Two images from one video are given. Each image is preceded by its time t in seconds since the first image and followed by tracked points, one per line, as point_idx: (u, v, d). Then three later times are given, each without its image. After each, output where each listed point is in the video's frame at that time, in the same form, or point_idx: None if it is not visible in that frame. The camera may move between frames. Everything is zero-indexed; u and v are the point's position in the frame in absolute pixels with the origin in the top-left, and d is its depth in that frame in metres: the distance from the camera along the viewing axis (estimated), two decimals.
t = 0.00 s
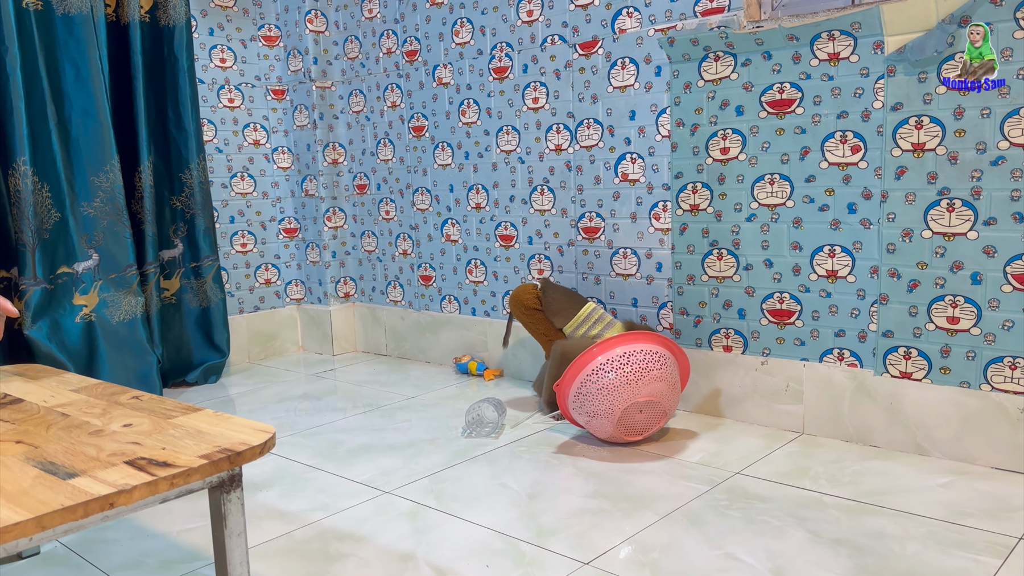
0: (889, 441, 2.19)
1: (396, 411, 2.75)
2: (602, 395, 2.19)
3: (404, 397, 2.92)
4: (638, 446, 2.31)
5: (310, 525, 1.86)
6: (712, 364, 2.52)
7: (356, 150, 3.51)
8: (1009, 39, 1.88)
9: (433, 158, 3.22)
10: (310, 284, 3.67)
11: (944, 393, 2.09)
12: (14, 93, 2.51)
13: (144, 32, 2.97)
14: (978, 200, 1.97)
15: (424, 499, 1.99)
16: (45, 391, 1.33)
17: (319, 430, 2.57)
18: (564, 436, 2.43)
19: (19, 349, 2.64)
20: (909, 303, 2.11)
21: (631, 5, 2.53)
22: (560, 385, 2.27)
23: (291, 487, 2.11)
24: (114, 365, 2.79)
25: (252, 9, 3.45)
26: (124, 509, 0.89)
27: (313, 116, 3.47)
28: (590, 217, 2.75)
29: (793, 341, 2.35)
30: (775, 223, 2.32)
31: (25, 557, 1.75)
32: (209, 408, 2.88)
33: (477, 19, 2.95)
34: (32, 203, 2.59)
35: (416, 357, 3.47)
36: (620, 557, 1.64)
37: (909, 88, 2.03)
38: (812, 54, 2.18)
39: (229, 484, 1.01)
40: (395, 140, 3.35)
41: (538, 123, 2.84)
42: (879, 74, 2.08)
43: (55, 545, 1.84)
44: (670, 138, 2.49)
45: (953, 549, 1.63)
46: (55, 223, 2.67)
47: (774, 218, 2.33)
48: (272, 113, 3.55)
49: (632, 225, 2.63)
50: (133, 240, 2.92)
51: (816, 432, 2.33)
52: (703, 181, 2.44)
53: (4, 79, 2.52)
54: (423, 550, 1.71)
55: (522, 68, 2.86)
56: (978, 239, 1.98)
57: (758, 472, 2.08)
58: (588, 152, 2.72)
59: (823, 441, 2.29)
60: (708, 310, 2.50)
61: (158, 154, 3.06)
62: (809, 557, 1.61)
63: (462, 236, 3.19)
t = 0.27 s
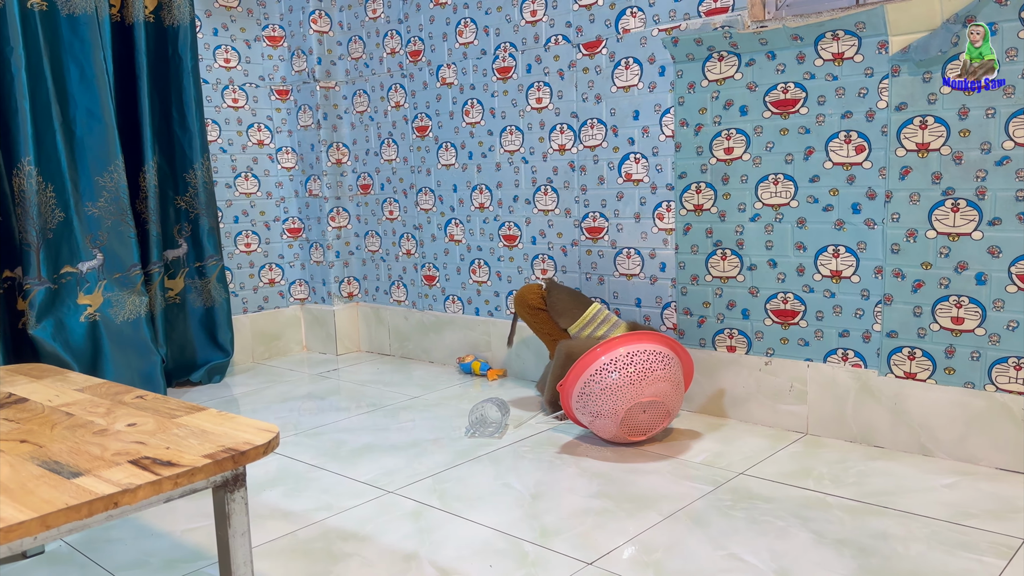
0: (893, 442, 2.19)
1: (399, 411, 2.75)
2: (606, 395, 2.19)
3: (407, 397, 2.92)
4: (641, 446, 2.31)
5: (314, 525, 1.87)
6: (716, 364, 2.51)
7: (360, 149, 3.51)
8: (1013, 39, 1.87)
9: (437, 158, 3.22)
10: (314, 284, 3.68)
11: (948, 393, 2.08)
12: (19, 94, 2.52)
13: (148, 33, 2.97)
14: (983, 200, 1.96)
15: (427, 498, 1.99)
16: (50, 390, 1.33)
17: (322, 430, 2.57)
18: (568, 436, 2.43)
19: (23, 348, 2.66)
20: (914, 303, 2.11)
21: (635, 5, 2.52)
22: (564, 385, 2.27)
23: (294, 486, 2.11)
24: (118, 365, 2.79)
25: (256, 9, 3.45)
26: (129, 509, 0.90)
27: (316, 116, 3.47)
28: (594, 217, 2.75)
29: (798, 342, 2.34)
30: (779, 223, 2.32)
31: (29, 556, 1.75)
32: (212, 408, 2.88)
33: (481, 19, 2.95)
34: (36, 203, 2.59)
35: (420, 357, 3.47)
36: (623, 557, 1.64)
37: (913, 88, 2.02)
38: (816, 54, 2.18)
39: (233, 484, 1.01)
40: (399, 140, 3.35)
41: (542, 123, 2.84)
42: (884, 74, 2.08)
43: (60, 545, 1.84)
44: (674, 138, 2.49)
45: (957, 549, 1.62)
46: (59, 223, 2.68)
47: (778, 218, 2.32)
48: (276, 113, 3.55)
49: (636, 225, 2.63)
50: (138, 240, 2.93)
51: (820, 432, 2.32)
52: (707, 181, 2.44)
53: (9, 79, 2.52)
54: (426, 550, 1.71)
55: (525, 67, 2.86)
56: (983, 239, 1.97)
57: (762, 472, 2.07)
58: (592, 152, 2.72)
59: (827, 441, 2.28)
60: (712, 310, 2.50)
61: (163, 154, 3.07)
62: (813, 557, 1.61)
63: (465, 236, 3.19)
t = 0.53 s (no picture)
0: (898, 442, 2.19)
1: (403, 410, 2.75)
2: (610, 395, 2.19)
3: (411, 396, 2.92)
4: (645, 445, 2.31)
5: (318, 524, 1.87)
6: (720, 364, 2.51)
7: (364, 150, 3.51)
8: (1018, 39, 1.87)
9: (441, 158, 3.22)
10: (318, 283, 3.68)
11: (953, 394, 2.08)
12: (24, 94, 2.52)
13: (153, 33, 2.98)
14: (988, 200, 1.96)
15: (431, 498, 1.99)
16: (55, 389, 1.34)
17: (326, 429, 2.57)
18: (571, 436, 2.43)
19: (29, 347, 2.67)
20: (918, 303, 2.10)
21: (639, 5, 2.52)
22: (567, 384, 2.27)
23: (298, 486, 2.11)
24: (123, 364, 2.80)
25: (260, 9, 3.46)
26: (133, 507, 0.90)
27: (321, 116, 3.47)
28: (598, 217, 2.75)
29: (802, 342, 2.34)
30: (784, 223, 2.32)
31: (35, 554, 1.76)
32: (217, 407, 2.89)
33: (485, 19, 2.95)
34: (41, 202, 2.60)
35: (424, 357, 3.48)
36: (627, 557, 1.64)
37: (918, 88, 2.02)
38: (821, 54, 2.17)
39: (237, 483, 1.02)
40: (403, 140, 3.35)
41: (545, 123, 2.84)
42: (888, 73, 2.08)
43: (65, 543, 1.85)
44: (678, 138, 2.49)
45: (962, 550, 1.62)
46: (63, 223, 2.69)
47: (782, 218, 2.32)
48: (281, 113, 3.56)
49: (640, 225, 2.63)
50: (142, 240, 2.93)
51: (825, 432, 2.32)
52: (711, 181, 2.44)
53: (14, 79, 2.53)
54: (430, 549, 1.71)
55: (529, 67, 2.86)
56: (988, 239, 1.97)
57: (766, 472, 2.07)
58: (596, 152, 2.72)
59: (831, 442, 2.28)
60: (716, 310, 2.50)
61: (167, 154, 3.07)
62: (817, 557, 1.61)
63: (469, 236, 3.19)
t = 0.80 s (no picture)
0: (902, 442, 2.18)
1: (407, 410, 2.75)
2: (613, 395, 2.19)
3: (415, 396, 2.92)
4: (649, 446, 2.30)
5: (322, 523, 1.87)
6: (724, 364, 2.51)
7: (368, 149, 3.52)
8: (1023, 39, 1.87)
9: (445, 158, 3.23)
10: (322, 283, 3.69)
11: (957, 394, 2.07)
12: (29, 94, 2.53)
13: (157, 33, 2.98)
14: (993, 200, 1.95)
15: (435, 498, 1.99)
16: (60, 389, 1.34)
17: (330, 429, 2.58)
18: (575, 436, 2.43)
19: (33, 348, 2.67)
20: (923, 303, 2.10)
21: (643, 4, 2.52)
22: (571, 384, 2.27)
23: (302, 485, 2.11)
24: (127, 364, 2.81)
25: (265, 9, 3.47)
26: (138, 507, 0.90)
27: (325, 116, 3.48)
28: (602, 217, 2.75)
29: (806, 342, 2.34)
30: (788, 223, 2.31)
31: (39, 553, 1.76)
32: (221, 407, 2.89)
33: (489, 19, 2.95)
34: (45, 202, 2.60)
35: (427, 357, 3.48)
36: (631, 557, 1.64)
37: (923, 87, 2.01)
38: (825, 54, 2.17)
39: (241, 483, 1.02)
40: (407, 140, 3.35)
41: (549, 123, 2.84)
42: (893, 73, 2.07)
43: (69, 542, 1.85)
44: (682, 138, 2.49)
45: (966, 551, 1.62)
46: (67, 223, 2.69)
47: (786, 218, 2.32)
48: (285, 113, 3.56)
49: (643, 225, 2.63)
50: (147, 240, 2.94)
51: (829, 433, 2.31)
52: (715, 181, 2.43)
53: (18, 79, 2.53)
54: (434, 549, 1.71)
55: (533, 67, 2.86)
56: (992, 239, 1.97)
57: (770, 472, 2.07)
58: (600, 152, 2.72)
59: (835, 442, 2.28)
60: (720, 310, 2.49)
61: (172, 154, 3.08)
62: (821, 558, 1.61)
63: (473, 236, 3.19)
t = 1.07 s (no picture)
0: (906, 443, 2.18)
1: (409, 410, 2.75)
2: (616, 395, 2.18)
3: (418, 396, 2.92)
4: (652, 446, 2.30)
5: (325, 523, 1.87)
6: (727, 364, 2.51)
7: (371, 149, 3.52)
8: None
9: (448, 158, 3.23)
10: (325, 283, 3.69)
11: (961, 394, 2.07)
12: (33, 94, 2.53)
13: (161, 33, 2.99)
14: (997, 200, 1.95)
15: (437, 498, 1.99)
16: (64, 389, 1.34)
17: (333, 429, 2.58)
18: (578, 436, 2.43)
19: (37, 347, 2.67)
20: (927, 303, 2.09)
21: (647, 4, 2.52)
22: (574, 385, 2.27)
23: (305, 485, 2.11)
24: (131, 364, 2.82)
25: (268, 9, 3.47)
26: (141, 506, 0.90)
27: (328, 116, 3.48)
28: (605, 217, 2.74)
29: (809, 342, 2.33)
30: (792, 223, 2.31)
31: (43, 553, 1.77)
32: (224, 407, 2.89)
33: (492, 19, 2.95)
34: (50, 202, 2.61)
35: (430, 357, 3.48)
36: (634, 557, 1.64)
37: (926, 87, 2.01)
38: (829, 53, 2.17)
39: (244, 482, 1.02)
40: (410, 140, 3.35)
41: (552, 123, 2.84)
42: (897, 73, 2.07)
43: (73, 541, 1.86)
44: (685, 137, 2.49)
45: (970, 551, 1.61)
46: (72, 223, 2.70)
47: (790, 218, 2.31)
48: (288, 113, 3.57)
49: (647, 225, 2.63)
50: (150, 240, 2.94)
51: (832, 433, 2.31)
52: (718, 181, 2.43)
53: (23, 79, 2.54)
54: (437, 549, 1.71)
55: (536, 67, 2.85)
56: (997, 239, 1.96)
57: (774, 473, 2.07)
58: (603, 152, 2.72)
59: (839, 442, 2.27)
60: (723, 310, 2.49)
61: (176, 154, 3.09)
62: (825, 558, 1.60)
63: (476, 236, 3.19)
